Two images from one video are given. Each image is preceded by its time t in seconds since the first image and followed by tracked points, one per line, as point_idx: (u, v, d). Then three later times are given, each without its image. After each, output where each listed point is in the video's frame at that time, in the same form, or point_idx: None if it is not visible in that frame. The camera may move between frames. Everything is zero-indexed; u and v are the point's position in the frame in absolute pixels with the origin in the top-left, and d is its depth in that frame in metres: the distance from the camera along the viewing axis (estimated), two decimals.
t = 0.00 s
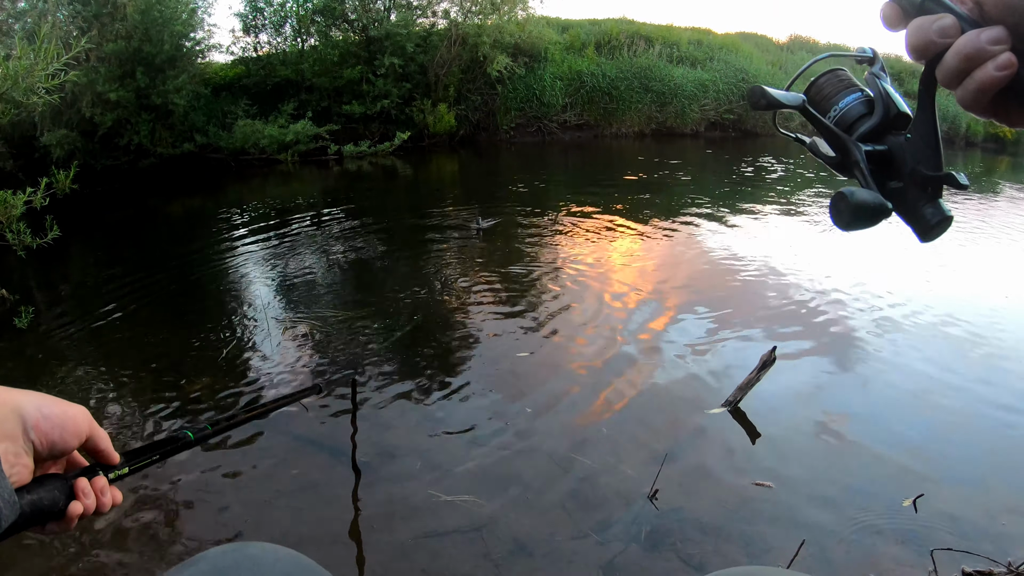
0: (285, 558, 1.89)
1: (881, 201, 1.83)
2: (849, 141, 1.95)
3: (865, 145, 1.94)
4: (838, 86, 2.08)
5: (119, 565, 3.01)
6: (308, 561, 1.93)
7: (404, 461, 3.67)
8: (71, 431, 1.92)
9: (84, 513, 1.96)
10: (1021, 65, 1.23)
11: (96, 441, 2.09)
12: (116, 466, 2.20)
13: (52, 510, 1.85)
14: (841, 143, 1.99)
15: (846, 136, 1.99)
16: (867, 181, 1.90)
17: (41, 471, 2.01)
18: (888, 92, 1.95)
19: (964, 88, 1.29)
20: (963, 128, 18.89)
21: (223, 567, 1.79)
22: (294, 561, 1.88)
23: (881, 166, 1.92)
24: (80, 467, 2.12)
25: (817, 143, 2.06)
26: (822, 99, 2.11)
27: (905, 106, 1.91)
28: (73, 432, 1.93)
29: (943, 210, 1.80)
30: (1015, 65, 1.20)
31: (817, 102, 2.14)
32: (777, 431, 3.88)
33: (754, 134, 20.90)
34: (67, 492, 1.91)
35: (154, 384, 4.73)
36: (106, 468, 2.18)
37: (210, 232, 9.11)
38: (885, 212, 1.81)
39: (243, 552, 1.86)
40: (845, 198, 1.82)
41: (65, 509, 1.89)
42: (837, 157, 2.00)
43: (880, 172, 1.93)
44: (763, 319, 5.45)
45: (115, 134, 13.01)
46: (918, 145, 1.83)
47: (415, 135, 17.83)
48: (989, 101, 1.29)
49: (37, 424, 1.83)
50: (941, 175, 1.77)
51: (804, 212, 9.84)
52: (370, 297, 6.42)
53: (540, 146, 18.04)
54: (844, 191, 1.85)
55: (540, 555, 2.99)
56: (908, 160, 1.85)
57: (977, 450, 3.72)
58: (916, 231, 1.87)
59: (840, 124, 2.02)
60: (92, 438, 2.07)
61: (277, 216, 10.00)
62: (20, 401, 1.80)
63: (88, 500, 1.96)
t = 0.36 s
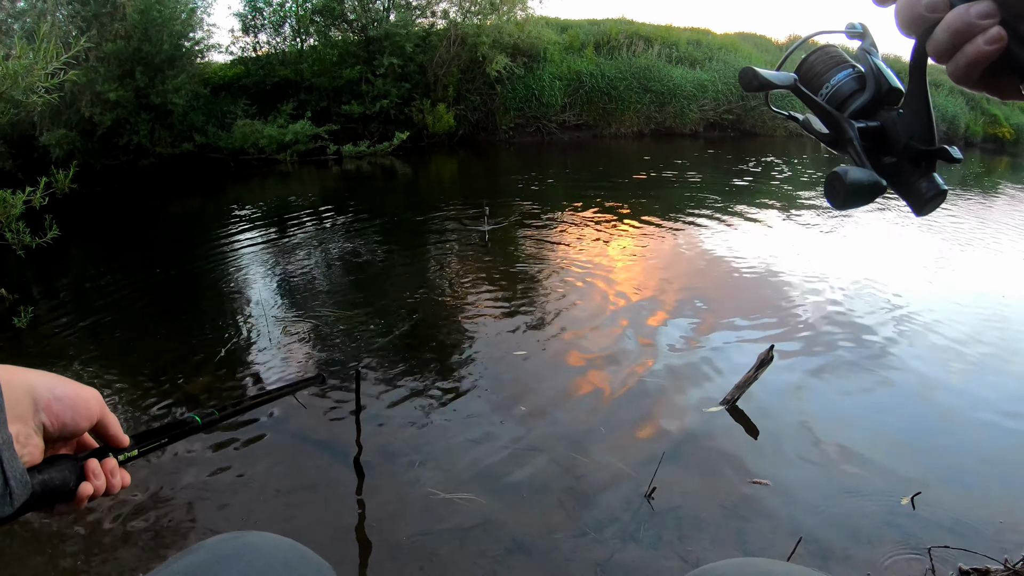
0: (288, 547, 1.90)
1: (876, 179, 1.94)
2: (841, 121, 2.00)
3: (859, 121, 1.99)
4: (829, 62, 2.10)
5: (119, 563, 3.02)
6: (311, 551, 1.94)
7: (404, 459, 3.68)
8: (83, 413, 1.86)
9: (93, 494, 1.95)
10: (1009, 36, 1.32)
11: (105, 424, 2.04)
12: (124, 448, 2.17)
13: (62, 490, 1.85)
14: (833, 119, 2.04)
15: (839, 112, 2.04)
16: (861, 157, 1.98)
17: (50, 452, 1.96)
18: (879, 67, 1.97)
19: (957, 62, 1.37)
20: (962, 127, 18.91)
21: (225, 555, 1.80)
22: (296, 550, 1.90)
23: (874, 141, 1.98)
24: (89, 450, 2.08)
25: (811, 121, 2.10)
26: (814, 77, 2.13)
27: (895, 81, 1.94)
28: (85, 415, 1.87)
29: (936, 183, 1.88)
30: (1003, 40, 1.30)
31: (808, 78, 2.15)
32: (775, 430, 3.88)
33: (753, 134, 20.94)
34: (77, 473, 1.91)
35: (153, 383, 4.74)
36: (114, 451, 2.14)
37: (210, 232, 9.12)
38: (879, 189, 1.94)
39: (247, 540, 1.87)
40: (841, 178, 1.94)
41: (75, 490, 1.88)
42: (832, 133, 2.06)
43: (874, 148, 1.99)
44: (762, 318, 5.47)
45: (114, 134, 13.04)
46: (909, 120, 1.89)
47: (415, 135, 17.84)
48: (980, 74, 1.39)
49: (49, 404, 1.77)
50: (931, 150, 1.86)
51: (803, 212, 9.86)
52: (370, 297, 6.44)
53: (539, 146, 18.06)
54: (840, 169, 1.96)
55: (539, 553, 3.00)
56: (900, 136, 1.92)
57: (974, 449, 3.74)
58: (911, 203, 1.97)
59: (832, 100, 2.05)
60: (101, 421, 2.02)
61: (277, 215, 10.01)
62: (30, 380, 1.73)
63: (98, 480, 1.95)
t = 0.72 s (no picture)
0: (287, 543, 1.91)
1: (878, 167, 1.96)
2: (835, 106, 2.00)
3: (852, 105, 1.99)
4: (816, 43, 2.07)
5: (117, 561, 3.02)
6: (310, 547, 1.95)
7: (401, 457, 3.68)
8: (90, 397, 1.85)
9: (99, 478, 1.99)
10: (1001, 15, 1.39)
11: (113, 409, 2.05)
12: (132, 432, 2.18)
13: (69, 474, 1.87)
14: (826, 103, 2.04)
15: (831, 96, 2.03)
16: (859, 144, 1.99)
17: (57, 435, 1.98)
18: (868, 46, 1.94)
19: (952, 39, 1.45)
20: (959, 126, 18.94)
21: (224, 548, 1.81)
22: (294, 546, 1.91)
23: (869, 123, 1.97)
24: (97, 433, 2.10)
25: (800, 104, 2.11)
26: (801, 59, 2.11)
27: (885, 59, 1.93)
28: (92, 399, 1.87)
29: (935, 163, 1.89)
30: (997, 17, 1.37)
31: (795, 60, 2.13)
32: (771, 428, 3.90)
33: (750, 132, 20.96)
34: (85, 457, 1.93)
35: (151, 382, 4.72)
36: (121, 435, 2.15)
37: (207, 230, 9.11)
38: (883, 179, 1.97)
39: (245, 534, 1.88)
40: (845, 172, 1.96)
41: (82, 474, 1.91)
42: (824, 117, 2.07)
43: (869, 130, 1.99)
44: (758, 316, 5.48)
45: (111, 133, 13.03)
46: (904, 100, 1.88)
47: (412, 133, 17.83)
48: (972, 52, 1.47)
49: (58, 388, 1.76)
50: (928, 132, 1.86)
51: (800, 210, 9.88)
52: (367, 295, 6.44)
53: (537, 145, 18.05)
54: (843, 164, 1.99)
55: (536, 551, 3.01)
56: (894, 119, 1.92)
57: (969, 447, 3.75)
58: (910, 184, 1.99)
59: (822, 83, 2.05)
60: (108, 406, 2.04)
61: (274, 214, 10.01)
62: (39, 363, 1.72)
63: (104, 465, 1.99)
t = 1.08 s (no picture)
0: (279, 555, 1.89)
1: (884, 168, 1.86)
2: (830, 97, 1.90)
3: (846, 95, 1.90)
4: (799, 32, 2.00)
5: (108, 567, 3.00)
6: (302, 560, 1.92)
7: (396, 462, 3.67)
8: (77, 402, 1.88)
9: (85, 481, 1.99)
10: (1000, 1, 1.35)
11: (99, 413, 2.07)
12: (118, 435, 2.17)
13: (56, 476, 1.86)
14: (817, 95, 1.95)
15: (822, 87, 1.95)
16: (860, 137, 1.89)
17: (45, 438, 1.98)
18: (856, 30, 1.90)
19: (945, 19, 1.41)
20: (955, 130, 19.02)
21: (216, 563, 1.80)
22: (285, 558, 1.88)
23: (865, 112, 1.88)
24: (83, 435, 2.08)
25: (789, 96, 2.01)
26: (786, 48, 2.03)
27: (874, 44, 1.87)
28: (80, 404, 1.89)
29: (938, 147, 1.82)
30: None
31: (778, 51, 2.05)
32: (767, 433, 3.90)
33: (746, 136, 21.05)
34: (71, 460, 1.92)
35: (145, 386, 4.69)
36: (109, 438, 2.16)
37: (202, 232, 9.10)
38: (891, 178, 1.86)
39: (236, 550, 1.87)
40: (858, 181, 1.83)
41: (68, 478, 1.91)
42: (815, 108, 1.98)
43: (866, 119, 1.90)
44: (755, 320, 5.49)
45: (107, 135, 13.04)
46: (901, 83, 1.80)
47: (408, 136, 17.82)
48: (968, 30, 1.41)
49: (45, 393, 1.78)
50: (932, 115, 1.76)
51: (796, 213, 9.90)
52: (363, 298, 6.43)
53: (533, 148, 18.09)
54: (853, 172, 1.86)
55: (531, 557, 3.00)
56: (892, 104, 1.82)
57: (965, 451, 3.77)
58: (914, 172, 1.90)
59: (811, 73, 1.96)
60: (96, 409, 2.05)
61: (270, 216, 10.00)
62: (30, 368, 1.74)
63: (91, 468, 1.99)
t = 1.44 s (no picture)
0: None
1: (887, 158, 1.85)
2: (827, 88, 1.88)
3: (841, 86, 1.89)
4: (790, 20, 1.97)
5: None
6: None
7: (393, 472, 3.64)
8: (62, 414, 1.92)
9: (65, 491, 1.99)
10: None
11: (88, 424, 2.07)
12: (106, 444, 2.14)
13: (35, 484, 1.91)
14: (812, 86, 1.94)
15: (815, 78, 1.93)
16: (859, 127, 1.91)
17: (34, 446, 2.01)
18: (849, 20, 1.89)
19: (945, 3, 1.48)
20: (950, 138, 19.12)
21: None
22: None
23: (861, 102, 1.88)
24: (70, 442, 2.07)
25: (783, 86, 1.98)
26: (778, 37, 1.99)
27: (867, 34, 1.87)
28: (65, 418, 1.93)
29: (933, 136, 1.86)
30: None
31: (768, 39, 2.01)
32: (765, 441, 3.88)
33: (742, 144, 21.16)
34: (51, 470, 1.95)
35: (139, 393, 4.65)
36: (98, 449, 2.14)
37: (198, 239, 9.09)
38: (891, 169, 1.85)
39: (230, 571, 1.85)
40: (861, 175, 1.81)
41: (46, 486, 1.93)
42: (810, 98, 1.98)
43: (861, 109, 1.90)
44: (752, 328, 5.48)
45: (105, 141, 13.09)
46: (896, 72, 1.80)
47: (405, 144, 17.86)
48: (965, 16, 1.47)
49: (30, 406, 1.85)
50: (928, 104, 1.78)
51: (793, 221, 9.93)
52: (359, 305, 6.42)
53: (530, 156, 18.16)
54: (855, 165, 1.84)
55: (529, 567, 2.97)
56: (890, 96, 1.83)
57: (964, 459, 3.76)
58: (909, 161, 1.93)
59: (804, 63, 1.93)
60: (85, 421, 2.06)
61: (267, 224, 10.00)
62: (15, 380, 1.82)
63: (71, 479, 1.98)
